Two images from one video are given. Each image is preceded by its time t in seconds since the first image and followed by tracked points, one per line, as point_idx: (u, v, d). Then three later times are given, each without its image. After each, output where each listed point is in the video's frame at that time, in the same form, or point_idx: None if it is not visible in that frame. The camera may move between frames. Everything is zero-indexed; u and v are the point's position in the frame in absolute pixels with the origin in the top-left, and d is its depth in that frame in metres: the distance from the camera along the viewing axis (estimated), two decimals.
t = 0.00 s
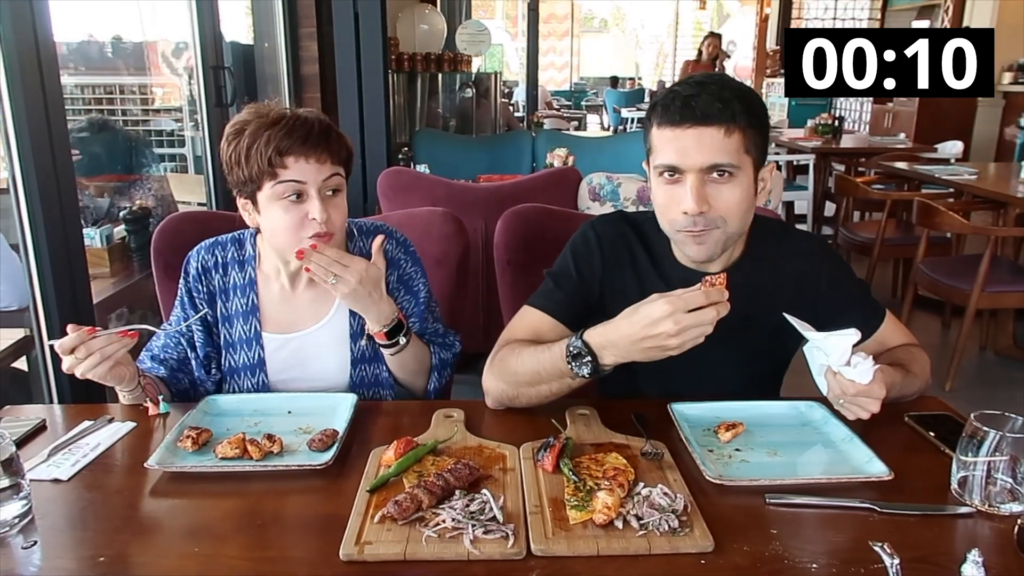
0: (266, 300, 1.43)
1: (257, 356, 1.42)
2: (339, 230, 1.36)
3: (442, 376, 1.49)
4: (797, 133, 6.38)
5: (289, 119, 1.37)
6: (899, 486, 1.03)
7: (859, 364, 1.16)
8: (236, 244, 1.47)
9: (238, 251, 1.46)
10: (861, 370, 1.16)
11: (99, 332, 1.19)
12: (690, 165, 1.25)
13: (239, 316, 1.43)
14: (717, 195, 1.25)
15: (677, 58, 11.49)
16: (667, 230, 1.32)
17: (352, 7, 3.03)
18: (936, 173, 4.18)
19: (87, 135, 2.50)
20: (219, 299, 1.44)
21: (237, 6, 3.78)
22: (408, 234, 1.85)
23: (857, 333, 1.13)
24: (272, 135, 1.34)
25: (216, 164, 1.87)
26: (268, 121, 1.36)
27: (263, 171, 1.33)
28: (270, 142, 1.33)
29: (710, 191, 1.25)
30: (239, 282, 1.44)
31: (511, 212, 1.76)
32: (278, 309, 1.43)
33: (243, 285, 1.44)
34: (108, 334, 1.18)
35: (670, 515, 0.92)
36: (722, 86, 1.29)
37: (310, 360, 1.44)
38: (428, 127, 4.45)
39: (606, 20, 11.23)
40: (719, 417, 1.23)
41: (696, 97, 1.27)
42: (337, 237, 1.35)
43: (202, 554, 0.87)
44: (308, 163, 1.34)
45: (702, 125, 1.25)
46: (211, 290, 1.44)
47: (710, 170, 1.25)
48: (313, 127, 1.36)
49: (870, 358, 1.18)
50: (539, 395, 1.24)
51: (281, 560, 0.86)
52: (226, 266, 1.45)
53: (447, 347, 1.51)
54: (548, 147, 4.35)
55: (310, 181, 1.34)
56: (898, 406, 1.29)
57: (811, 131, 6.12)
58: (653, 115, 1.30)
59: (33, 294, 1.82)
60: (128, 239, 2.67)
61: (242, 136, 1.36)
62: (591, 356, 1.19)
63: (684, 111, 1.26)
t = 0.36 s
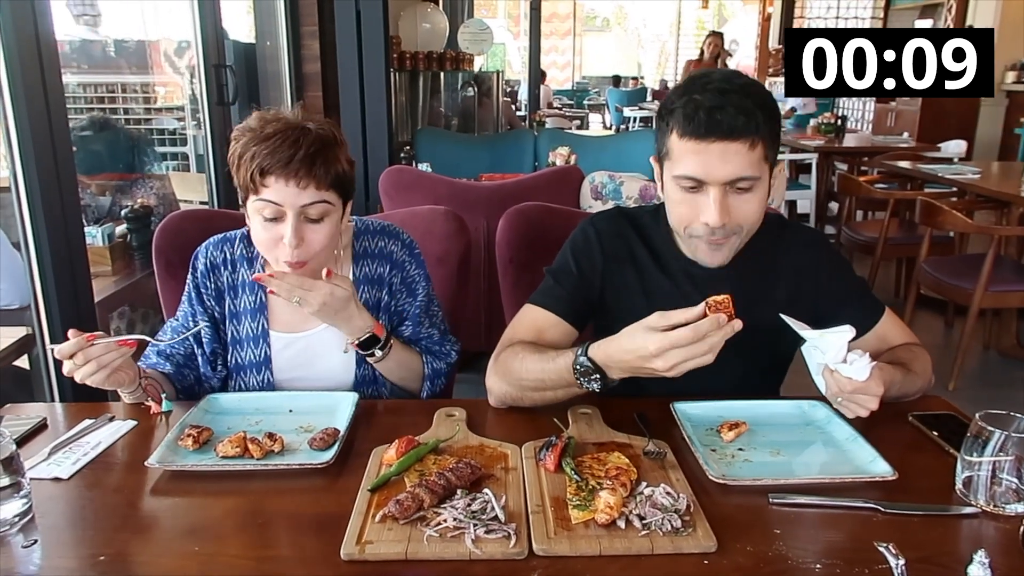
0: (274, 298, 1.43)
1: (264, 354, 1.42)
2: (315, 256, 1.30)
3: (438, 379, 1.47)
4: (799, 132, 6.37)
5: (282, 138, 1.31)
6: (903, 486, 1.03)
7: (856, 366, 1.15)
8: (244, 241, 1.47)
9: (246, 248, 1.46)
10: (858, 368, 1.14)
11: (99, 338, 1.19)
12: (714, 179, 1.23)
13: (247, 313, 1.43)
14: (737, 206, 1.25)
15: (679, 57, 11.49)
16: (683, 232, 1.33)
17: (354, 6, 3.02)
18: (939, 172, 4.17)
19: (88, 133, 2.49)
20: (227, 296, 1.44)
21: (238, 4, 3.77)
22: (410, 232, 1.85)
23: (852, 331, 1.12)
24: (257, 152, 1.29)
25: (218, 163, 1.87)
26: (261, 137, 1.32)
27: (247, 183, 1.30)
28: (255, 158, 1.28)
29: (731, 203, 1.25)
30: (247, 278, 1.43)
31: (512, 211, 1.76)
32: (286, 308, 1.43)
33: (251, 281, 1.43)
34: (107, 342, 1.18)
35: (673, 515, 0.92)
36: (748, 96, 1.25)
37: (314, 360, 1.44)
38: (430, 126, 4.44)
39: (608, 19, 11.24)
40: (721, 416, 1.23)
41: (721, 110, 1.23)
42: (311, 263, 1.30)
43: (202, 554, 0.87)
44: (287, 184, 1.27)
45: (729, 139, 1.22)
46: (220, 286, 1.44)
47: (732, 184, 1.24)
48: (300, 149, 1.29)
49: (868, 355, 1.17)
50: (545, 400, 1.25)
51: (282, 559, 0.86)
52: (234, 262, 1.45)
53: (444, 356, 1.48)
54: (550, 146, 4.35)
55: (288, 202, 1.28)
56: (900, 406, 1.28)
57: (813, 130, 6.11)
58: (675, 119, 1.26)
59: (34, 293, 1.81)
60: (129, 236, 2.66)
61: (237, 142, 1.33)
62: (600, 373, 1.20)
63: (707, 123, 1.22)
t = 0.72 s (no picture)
0: (293, 294, 1.43)
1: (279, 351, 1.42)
2: (343, 251, 1.31)
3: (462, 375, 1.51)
4: (810, 130, 6.34)
5: (310, 133, 1.31)
6: (916, 486, 1.02)
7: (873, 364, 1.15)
8: (266, 236, 1.47)
9: (268, 243, 1.46)
10: (876, 366, 1.15)
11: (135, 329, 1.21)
12: (701, 142, 1.27)
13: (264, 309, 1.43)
14: (727, 172, 1.27)
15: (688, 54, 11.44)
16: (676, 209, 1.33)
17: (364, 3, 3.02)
18: (951, 170, 4.14)
19: (100, 130, 2.50)
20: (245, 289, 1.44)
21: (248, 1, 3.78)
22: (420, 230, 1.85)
23: (870, 329, 1.12)
24: (285, 146, 1.29)
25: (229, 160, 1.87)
26: (288, 132, 1.32)
27: (275, 178, 1.29)
28: (282, 155, 1.28)
29: (720, 168, 1.27)
30: (267, 273, 1.44)
31: (523, 209, 1.76)
32: (305, 307, 1.43)
33: (271, 277, 1.43)
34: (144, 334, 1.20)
35: (685, 514, 0.92)
36: (734, 82, 1.29)
37: (331, 359, 1.44)
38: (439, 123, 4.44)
39: (618, 15, 11.22)
40: (733, 415, 1.22)
41: (710, 77, 1.29)
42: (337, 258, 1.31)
43: (215, 550, 0.87)
44: (314, 180, 1.27)
45: (717, 101, 1.27)
46: (232, 277, 1.45)
47: (721, 148, 1.27)
48: (328, 144, 1.30)
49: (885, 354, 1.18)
50: (549, 384, 1.24)
51: (295, 555, 0.86)
52: (255, 257, 1.45)
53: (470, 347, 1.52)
54: (559, 143, 4.34)
55: (315, 198, 1.28)
56: (914, 405, 1.28)
57: (823, 127, 6.08)
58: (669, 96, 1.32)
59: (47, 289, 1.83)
60: (141, 233, 2.65)
61: (262, 140, 1.34)
62: (597, 337, 1.18)
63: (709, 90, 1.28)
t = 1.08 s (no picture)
0: (273, 307, 1.42)
1: (266, 364, 1.41)
2: (302, 235, 1.29)
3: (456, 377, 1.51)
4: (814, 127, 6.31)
5: (261, 112, 1.34)
6: (915, 486, 1.01)
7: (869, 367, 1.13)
8: (238, 248, 1.44)
9: (240, 256, 1.43)
10: (875, 370, 1.13)
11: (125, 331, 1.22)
12: (721, 144, 1.26)
13: (246, 324, 1.41)
14: (747, 173, 1.26)
15: (692, 52, 11.41)
16: (692, 212, 1.30)
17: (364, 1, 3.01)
18: (955, 167, 4.12)
19: (100, 129, 2.49)
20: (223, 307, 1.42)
21: None
22: (418, 227, 1.84)
23: (869, 333, 1.10)
24: (237, 126, 1.31)
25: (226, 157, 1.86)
26: (241, 116, 1.33)
27: (230, 164, 1.31)
28: (234, 135, 1.30)
29: (741, 170, 1.26)
30: (245, 289, 1.41)
31: (521, 206, 1.75)
32: (285, 319, 1.42)
33: (249, 292, 1.41)
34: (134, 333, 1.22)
35: (680, 514, 0.91)
36: (749, 80, 1.28)
37: (318, 368, 1.44)
38: (441, 121, 4.43)
39: (621, 13, 11.21)
40: (730, 413, 1.21)
41: (724, 76, 1.28)
42: (298, 238, 1.28)
43: (205, 550, 0.86)
44: (267, 157, 1.29)
45: (735, 102, 1.26)
46: (213, 296, 1.44)
47: (740, 149, 1.26)
48: (279, 119, 1.32)
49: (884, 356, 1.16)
50: (550, 388, 1.23)
51: (285, 556, 0.85)
52: (229, 272, 1.42)
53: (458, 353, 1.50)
54: (561, 141, 4.33)
55: (270, 176, 1.29)
56: (914, 404, 1.26)
57: (827, 125, 6.06)
58: (678, 95, 1.30)
59: (43, 288, 1.82)
60: (140, 231, 2.65)
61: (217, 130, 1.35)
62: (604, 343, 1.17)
63: (712, 89, 1.27)
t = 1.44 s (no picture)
0: (281, 300, 1.41)
1: (271, 356, 1.41)
2: (322, 233, 1.30)
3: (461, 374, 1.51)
4: (819, 123, 6.29)
5: (283, 113, 1.34)
6: (921, 483, 1.01)
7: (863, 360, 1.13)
8: (249, 240, 1.46)
9: (251, 248, 1.45)
10: (875, 371, 1.13)
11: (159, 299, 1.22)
12: (710, 138, 1.27)
13: (252, 316, 1.40)
14: (736, 169, 1.26)
15: (697, 47, 11.39)
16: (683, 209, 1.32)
17: None
18: (960, 164, 4.10)
19: (106, 125, 2.50)
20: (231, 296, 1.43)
21: None
22: (423, 223, 1.84)
23: (870, 335, 1.11)
24: (259, 127, 1.31)
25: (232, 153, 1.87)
26: (262, 116, 1.34)
27: (250, 163, 1.31)
28: (256, 135, 1.31)
29: (730, 166, 1.26)
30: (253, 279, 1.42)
31: (527, 202, 1.75)
32: (297, 309, 1.42)
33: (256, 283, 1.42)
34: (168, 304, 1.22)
35: (686, 510, 0.91)
36: (739, 77, 1.29)
37: (324, 360, 1.44)
38: (445, 117, 4.43)
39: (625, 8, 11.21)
40: (735, 410, 1.22)
41: (715, 73, 1.29)
42: (318, 237, 1.29)
43: (215, 544, 0.87)
44: (290, 157, 1.30)
45: (725, 98, 1.27)
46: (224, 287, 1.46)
47: (729, 143, 1.27)
48: (302, 121, 1.33)
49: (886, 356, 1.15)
50: (554, 384, 1.23)
51: (294, 551, 0.86)
52: (239, 263, 1.45)
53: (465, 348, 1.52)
54: (565, 137, 4.33)
55: (292, 176, 1.29)
56: (920, 402, 1.26)
57: (832, 121, 6.05)
58: (673, 93, 1.31)
59: (51, 283, 1.83)
60: (145, 227, 2.67)
61: (237, 129, 1.35)
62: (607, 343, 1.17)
63: (702, 86, 1.28)
